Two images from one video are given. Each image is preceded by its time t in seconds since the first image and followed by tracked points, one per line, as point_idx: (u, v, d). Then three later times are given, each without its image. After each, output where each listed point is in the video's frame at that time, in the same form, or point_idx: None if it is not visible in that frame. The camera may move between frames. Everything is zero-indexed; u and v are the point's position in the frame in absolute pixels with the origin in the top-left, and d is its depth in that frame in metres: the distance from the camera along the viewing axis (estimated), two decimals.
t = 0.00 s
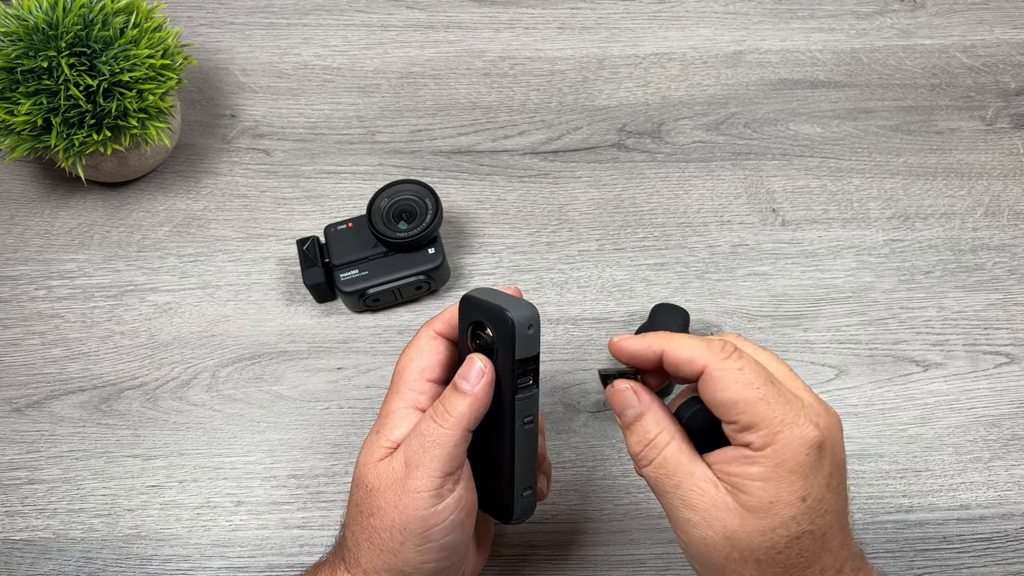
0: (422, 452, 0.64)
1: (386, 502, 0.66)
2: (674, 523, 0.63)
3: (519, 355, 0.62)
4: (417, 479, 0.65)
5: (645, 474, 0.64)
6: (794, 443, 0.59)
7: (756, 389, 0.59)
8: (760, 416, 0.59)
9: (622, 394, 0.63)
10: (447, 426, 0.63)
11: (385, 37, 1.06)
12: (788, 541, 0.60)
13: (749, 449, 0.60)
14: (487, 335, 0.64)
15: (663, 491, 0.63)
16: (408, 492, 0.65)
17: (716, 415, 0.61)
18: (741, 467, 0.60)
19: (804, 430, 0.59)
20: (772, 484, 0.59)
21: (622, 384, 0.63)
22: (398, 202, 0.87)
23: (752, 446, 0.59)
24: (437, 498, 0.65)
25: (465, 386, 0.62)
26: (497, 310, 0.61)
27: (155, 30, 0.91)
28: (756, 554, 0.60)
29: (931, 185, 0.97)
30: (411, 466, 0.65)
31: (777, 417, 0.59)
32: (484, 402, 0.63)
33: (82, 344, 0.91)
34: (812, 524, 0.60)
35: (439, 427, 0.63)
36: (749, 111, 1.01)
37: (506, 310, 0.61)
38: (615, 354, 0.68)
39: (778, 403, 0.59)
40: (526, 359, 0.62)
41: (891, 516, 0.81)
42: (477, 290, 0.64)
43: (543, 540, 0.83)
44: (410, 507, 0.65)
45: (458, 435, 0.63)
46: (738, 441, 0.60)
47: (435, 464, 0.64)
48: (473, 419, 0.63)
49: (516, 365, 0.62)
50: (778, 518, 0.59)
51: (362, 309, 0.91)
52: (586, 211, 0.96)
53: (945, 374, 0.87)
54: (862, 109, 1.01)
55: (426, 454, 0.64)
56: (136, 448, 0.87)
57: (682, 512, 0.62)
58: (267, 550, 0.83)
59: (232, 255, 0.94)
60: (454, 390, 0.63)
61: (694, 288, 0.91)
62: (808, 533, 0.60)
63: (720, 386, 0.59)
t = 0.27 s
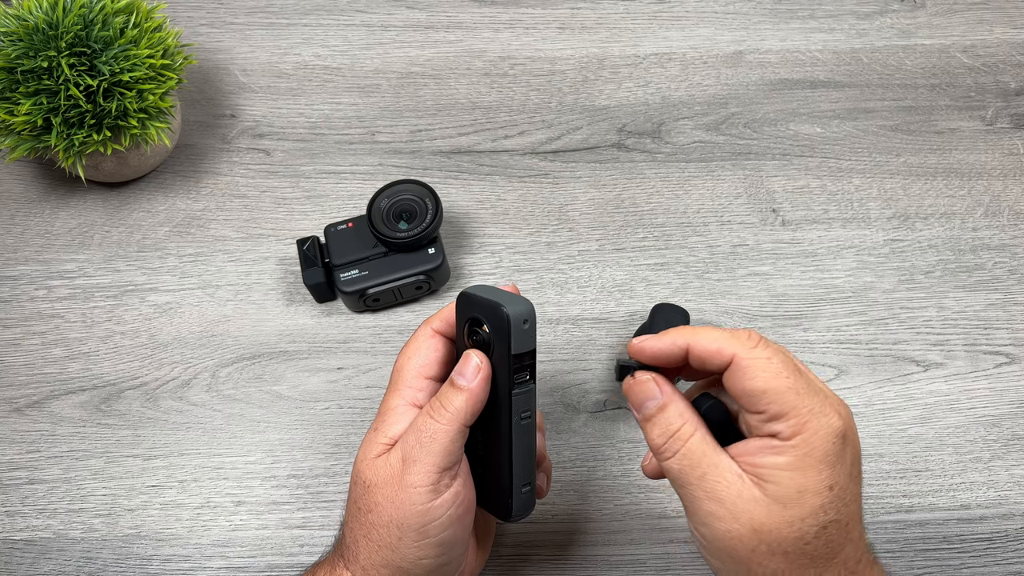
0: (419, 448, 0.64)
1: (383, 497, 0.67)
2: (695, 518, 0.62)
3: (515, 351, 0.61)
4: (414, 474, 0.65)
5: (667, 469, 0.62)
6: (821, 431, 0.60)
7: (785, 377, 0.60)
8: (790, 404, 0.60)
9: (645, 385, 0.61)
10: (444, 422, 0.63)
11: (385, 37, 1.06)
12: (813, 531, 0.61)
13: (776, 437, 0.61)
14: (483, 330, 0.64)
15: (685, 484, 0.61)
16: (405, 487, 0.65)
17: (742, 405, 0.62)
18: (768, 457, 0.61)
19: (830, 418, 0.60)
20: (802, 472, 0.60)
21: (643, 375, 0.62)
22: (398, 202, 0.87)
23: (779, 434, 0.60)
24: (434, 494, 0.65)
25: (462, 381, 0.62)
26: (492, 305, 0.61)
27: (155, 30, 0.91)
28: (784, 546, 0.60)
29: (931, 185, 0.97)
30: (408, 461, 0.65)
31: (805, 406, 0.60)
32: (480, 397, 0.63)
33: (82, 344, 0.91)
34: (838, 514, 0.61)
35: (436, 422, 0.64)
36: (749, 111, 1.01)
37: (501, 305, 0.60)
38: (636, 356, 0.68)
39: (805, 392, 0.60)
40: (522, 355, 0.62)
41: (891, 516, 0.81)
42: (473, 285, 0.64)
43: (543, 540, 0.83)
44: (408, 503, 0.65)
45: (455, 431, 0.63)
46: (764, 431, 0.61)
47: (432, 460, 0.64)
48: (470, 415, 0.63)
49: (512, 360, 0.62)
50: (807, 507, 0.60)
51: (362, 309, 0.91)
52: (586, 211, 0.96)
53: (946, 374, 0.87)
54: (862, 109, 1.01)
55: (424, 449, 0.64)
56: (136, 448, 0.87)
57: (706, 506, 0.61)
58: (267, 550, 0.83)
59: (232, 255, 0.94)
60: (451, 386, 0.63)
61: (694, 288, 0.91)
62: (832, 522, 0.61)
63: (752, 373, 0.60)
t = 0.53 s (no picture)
0: (416, 447, 0.64)
1: (380, 497, 0.67)
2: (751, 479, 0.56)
3: (512, 349, 0.62)
4: (411, 473, 0.65)
5: (722, 427, 0.56)
6: (872, 390, 0.59)
7: (837, 336, 0.61)
8: (844, 358, 0.60)
9: (700, 343, 0.56)
10: (441, 421, 0.63)
11: (385, 37, 1.07)
12: (876, 490, 0.56)
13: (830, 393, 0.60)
14: (479, 329, 0.64)
15: (740, 443, 0.55)
16: (402, 486, 0.65)
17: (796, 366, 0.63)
18: (825, 411, 0.58)
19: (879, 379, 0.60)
20: (863, 425, 0.57)
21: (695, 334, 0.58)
22: (398, 201, 0.87)
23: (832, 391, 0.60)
24: (432, 493, 0.65)
25: (458, 380, 0.62)
26: (489, 304, 0.62)
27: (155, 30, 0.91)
28: (852, 503, 0.55)
29: (931, 185, 0.97)
30: (405, 460, 0.65)
31: (857, 363, 0.60)
32: (478, 396, 0.63)
33: (82, 344, 0.91)
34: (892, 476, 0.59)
35: (432, 421, 0.64)
36: (749, 111, 1.01)
37: (498, 304, 0.61)
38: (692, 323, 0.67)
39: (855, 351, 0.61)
40: (519, 353, 0.62)
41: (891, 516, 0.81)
42: (469, 285, 0.64)
43: (543, 540, 0.83)
44: (404, 502, 0.65)
45: (452, 430, 0.63)
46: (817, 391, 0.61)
47: (428, 459, 0.64)
48: (468, 413, 0.63)
49: (509, 358, 0.62)
50: (871, 461, 0.56)
51: (362, 309, 0.91)
52: (586, 211, 0.96)
53: (946, 374, 0.87)
54: (862, 109, 1.01)
55: (420, 449, 0.64)
56: (136, 448, 0.87)
57: (766, 463, 0.55)
58: (267, 550, 0.83)
59: (232, 255, 0.94)
60: (448, 385, 0.63)
61: (694, 288, 0.91)
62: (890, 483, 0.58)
63: (812, 328, 0.62)
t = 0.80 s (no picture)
0: (417, 445, 0.64)
1: (381, 495, 0.67)
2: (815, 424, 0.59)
3: (512, 348, 0.62)
4: (411, 472, 0.65)
5: (791, 377, 0.58)
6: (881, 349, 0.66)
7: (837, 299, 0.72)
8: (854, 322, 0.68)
9: (760, 299, 0.58)
10: (441, 419, 0.63)
11: (385, 37, 1.07)
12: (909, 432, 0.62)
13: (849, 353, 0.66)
14: (479, 328, 0.64)
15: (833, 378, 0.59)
16: (402, 485, 0.65)
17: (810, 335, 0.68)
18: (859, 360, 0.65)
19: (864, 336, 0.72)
20: (888, 373, 0.64)
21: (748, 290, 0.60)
22: (398, 202, 0.88)
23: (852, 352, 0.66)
24: (432, 491, 0.65)
25: (459, 378, 0.62)
26: (489, 303, 0.62)
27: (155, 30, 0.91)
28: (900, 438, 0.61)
29: (931, 185, 0.97)
30: (406, 459, 0.65)
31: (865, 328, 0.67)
32: (478, 395, 0.63)
33: (82, 344, 0.91)
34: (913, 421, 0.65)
35: (433, 420, 0.64)
36: (749, 111, 1.01)
37: (498, 303, 0.61)
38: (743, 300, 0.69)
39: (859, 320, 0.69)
40: (519, 352, 0.62)
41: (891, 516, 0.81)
42: (469, 284, 0.65)
43: (543, 540, 0.83)
44: (405, 500, 0.65)
45: (453, 428, 0.63)
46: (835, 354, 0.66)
47: (429, 457, 0.64)
48: (468, 412, 0.63)
49: (509, 357, 0.62)
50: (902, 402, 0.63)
51: (362, 309, 0.91)
52: (586, 211, 0.96)
53: (946, 374, 0.87)
54: (862, 109, 1.01)
55: (421, 447, 0.64)
56: (136, 448, 0.87)
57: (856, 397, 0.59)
58: (267, 550, 0.83)
59: (232, 255, 0.94)
60: (449, 383, 0.63)
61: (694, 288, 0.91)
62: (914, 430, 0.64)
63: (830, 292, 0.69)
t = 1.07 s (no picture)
0: (418, 444, 0.64)
1: (382, 495, 0.67)
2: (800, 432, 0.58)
3: (514, 348, 0.62)
4: (412, 472, 0.65)
5: (773, 382, 0.58)
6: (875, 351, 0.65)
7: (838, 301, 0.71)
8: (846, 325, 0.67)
9: (744, 306, 0.59)
10: (443, 419, 0.63)
11: (385, 37, 1.07)
12: (899, 441, 0.60)
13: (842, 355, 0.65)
14: (481, 328, 0.64)
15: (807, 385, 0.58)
16: (403, 485, 0.65)
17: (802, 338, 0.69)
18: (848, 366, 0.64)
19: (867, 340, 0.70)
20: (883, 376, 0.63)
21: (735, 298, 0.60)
22: (398, 202, 0.88)
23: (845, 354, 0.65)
24: (434, 490, 0.65)
25: (460, 378, 0.62)
26: (491, 303, 0.62)
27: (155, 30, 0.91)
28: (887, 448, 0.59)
29: (931, 185, 0.97)
30: (407, 458, 0.65)
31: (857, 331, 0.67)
32: (479, 394, 0.63)
33: (82, 344, 0.91)
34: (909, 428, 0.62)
35: (434, 419, 0.64)
36: (749, 111, 1.01)
37: (500, 303, 0.61)
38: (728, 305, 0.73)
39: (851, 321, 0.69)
40: (521, 352, 0.62)
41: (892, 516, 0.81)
42: (472, 284, 0.64)
43: (543, 540, 0.83)
44: (406, 500, 0.65)
45: (454, 428, 0.63)
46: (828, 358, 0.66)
47: (430, 457, 0.64)
48: (469, 411, 0.63)
49: (511, 357, 0.62)
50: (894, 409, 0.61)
51: (362, 309, 0.91)
52: (586, 211, 0.96)
53: (945, 374, 0.87)
54: (862, 109, 1.01)
55: (422, 447, 0.64)
56: (136, 448, 0.87)
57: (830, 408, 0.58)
58: (267, 550, 0.83)
59: (232, 255, 0.94)
60: (450, 383, 0.63)
61: (694, 288, 0.91)
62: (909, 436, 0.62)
63: (820, 295, 0.70)
